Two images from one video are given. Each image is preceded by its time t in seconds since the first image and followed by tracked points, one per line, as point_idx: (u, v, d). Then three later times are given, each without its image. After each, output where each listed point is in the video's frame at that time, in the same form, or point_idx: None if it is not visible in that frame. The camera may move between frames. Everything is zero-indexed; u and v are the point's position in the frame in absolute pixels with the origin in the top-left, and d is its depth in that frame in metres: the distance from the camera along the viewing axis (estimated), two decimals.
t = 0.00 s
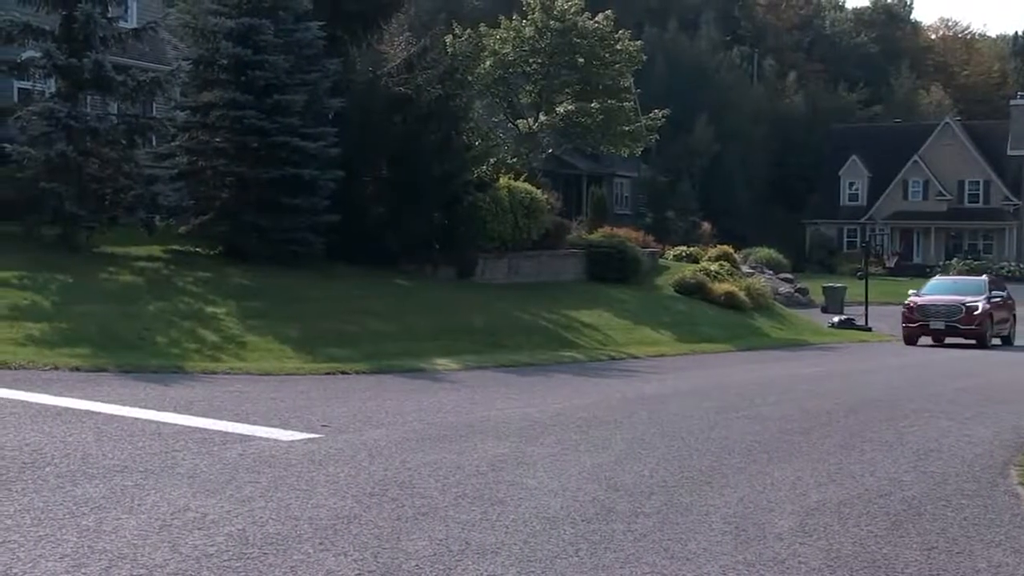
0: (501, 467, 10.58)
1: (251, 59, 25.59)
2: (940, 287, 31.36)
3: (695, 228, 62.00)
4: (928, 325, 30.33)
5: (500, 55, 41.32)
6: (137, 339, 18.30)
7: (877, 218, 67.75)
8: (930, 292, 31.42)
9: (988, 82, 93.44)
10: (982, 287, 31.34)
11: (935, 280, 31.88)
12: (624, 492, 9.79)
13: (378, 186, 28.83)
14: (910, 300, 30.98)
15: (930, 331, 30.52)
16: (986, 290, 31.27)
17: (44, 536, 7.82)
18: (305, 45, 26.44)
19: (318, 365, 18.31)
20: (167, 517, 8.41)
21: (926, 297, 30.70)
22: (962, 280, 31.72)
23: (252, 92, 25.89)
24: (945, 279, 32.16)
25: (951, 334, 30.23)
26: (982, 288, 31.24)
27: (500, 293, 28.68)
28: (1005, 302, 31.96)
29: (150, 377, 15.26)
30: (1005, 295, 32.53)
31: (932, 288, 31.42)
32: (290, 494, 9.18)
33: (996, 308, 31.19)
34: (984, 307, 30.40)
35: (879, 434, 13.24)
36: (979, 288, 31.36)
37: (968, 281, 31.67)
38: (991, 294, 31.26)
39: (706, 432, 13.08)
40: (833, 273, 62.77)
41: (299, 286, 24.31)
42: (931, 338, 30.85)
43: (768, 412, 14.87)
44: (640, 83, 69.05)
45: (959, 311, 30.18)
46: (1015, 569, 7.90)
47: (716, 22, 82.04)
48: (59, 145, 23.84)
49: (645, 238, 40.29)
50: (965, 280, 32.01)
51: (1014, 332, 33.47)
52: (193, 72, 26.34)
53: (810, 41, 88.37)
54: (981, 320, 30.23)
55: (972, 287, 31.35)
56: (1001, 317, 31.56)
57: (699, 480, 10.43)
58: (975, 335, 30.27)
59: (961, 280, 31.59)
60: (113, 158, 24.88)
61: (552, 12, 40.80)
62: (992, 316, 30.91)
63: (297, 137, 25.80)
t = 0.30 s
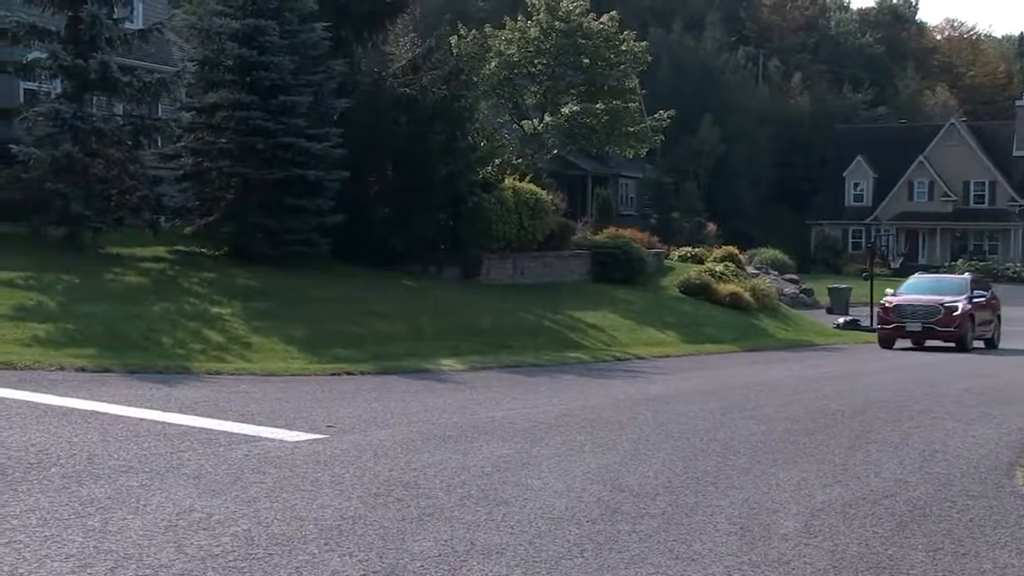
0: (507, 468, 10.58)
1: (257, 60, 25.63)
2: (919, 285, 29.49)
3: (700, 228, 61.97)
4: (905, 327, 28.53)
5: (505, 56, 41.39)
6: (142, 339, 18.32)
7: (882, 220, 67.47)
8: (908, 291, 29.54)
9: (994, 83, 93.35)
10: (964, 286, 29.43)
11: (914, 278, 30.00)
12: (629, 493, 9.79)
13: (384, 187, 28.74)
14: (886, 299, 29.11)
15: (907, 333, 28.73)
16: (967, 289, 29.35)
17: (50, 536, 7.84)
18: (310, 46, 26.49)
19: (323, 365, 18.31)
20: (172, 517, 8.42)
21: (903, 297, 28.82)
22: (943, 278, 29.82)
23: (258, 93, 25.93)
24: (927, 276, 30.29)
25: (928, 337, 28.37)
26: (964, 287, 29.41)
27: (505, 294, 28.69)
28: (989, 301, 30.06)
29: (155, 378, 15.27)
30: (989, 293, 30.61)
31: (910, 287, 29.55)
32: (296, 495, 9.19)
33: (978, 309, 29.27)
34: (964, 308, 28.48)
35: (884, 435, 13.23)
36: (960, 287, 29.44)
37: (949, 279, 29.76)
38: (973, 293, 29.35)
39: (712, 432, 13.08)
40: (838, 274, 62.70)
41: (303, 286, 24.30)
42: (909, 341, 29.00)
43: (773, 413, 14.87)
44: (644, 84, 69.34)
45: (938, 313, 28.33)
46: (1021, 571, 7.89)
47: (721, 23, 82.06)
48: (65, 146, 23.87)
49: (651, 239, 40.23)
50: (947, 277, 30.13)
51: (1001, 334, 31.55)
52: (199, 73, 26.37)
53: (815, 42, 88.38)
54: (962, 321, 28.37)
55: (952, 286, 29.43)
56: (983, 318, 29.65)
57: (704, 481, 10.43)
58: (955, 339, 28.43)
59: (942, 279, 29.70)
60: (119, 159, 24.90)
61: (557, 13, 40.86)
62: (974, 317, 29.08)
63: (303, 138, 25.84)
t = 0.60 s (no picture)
0: (511, 468, 10.59)
1: (261, 60, 25.65)
2: (890, 285, 27.51)
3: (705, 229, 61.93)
4: (871, 330, 26.55)
5: (510, 56, 41.46)
6: (147, 340, 18.33)
7: (887, 220, 67.91)
8: (878, 290, 27.54)
9: (999, 83, 93.28)
10: (939, 285, 27.40)
11: (886, 276, 28.02)
12: (634, 494, 9.79)
13: (388, 188, 28.75)
14: (853, 299, 27.12)
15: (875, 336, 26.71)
16: (941, 289, 27.32)
17: (55, 537, 7.85)
18: (314, 47, 26.49)
19: (328, 366, 18.31)
20: (177, 518, 8.43)
21: (872, 297, 26.80)
22: (916, 275, 27.80)
23: (262, 93, 25.96)
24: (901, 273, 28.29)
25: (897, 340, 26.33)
26: (938, 285, 27.36)
27: (509, 294, 28.74)
28: (966, 302, 28.00)
29: (161, 379, 15.27)
30: (968, 293, 28.52)
31: (881, 286, 27.58)
32: (300, 495, 9.20)
33: (953, 310, 27.19)
34: (936, 309, 26.45)
35: (890, 436, 13.22)
36: (933, 286, 27.41)
37: (922, 277, 27.75)
38: (947, 293, 27.29)
39: (715, 433, 13.07)
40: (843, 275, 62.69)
41: (307, 287, 24.31)
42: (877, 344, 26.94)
43: (778, 414, 14.85)
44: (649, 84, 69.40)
45: (907, 314, 26.29)
46: None
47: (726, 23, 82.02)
48: (70, 147, 23.90)
49: (655, 239, 40.16)
50: (922, 274, 28.10)
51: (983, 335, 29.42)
52: (204, 73, 26.39)
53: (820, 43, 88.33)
54: (934, 324, 26.32)
55: (925, 285, 27.42)
56: (959, 320, 27.57)
57: (709, 481, 10.42)
58: (927, 342, 26.39)
59: (915, 277, 27.71)
60: (124, 159, 24.91)
61: (561, 14, 40.91)
62: (948, 318, 27.05)
63: (307, 138, 25.86)
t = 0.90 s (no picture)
0: (520, 469, 10.60)
1: (270, 62, 25.70)
2: (856, 285, 25.46)
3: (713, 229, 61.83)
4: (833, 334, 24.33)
5: (518, 57, 41.45)
6: (157, 341, 18.35)
7: (896, 220, 67.72)
8: (844, 291, 25.42)
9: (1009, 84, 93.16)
10: (908, 286, 25.34)
11: (853, 275, 25.98)
12: (642, 495, 9.79)
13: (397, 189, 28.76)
14: (815, 301, 24.92)
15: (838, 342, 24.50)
16: (909, 289, 25.28)
17: (64, 537, 7.86)
18: (323, 48, 26.52)
19: (336, 366, 18.31)
20: (186, 518, 8.44)
21: (836, 299, 24.62)
22: (884, 275, 25.74)
23: (271, 94, 26.02)
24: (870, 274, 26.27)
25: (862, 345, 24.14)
26: (906, 286, 25.35)
27: (518, 294, 28.73)
28: (938, 302, 25.93)
29: (170, 379, 15.31)
30: (940, 294, 26.47)
31: (847, 287, 25.52)
32: (308, 496, 9.21)
33: (923, 311, 25.08)
34: (904, 310, 24.30)
35: (899, 437, 13.20)
36: (901, 287, 25.37)
37: (889, 277, 25.69)
38: (916, 293, 25.21)
39: (723, 434, 13.05)
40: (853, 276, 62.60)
41: (314, 288, 24.31)
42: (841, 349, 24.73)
43: (787, 414, 14.85)
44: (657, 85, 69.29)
45: (873, 316, 24.14)
46: None
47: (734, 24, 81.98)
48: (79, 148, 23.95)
49: (664, 239, 40.07)
50: (891, 274, 26.04)
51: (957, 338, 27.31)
52: (212, 75, 26.44)
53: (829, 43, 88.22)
54: (903, 326, 24.16)
55: (893, 286, 25.38)
56: (930, 321, 25.46)
57: (718, 482, 10.43)
58: (896, 346, 24.21)
59: (883, 276, 25.67)
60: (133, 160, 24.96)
61: (570, 14, 40.90)
62: (919, 320, 24.96)
63: (315, 139, 25.90)
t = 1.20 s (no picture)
0: (533, 471, 10.59)
1: (283, 63, 25.76)
2: (820, 285, 23.51)
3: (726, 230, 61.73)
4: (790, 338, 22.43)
5: (530, 58, 41.43)
6: (171, 342, 18.39)
7: (910, 220, 67.33)
8: (806, 292, 23.44)
9: None
10: (875, 285, 23.31)
11: (817, 273, 24.01)
12: (655, 496, 9.78)
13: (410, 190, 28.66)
14: (773, 301, 22.99)
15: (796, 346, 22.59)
16: (876, 288, 23.23)
17: (78, 537, 7.88)
18: (336, 49, 26.55)
19: (349, 368, 18.31)
20: (200, 518, 8.46)
21: (794, 299, 22.69)
22: (851, 274, 23.73)
23: (284, 96, 26.07)
24: (836, 271, 24.28)
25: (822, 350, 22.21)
26: (873, 284, 23.35)
27: (531, 295, 28.69)
28: (909, 302, 23.93)
29: (184, 380, 15.35)
30: (913, 294, 24.43)
31: (811, 287, 23.57)
32: (321, 496, 9.23)
33: (891, 313, 23.06)
34: (868, 311, 22.27)
35: (913, 439, 13.17)
36: (869, 286, 23.33)
37: (856, 275, 23.67)
38: (883, 293, 23.17)
39: (736, 436, 13.03)
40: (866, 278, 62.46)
41: (326, 289, 24.31)
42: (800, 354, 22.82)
43: (800, 416, 14.83)
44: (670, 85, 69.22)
45: (833, 319, 22.16)
46: None
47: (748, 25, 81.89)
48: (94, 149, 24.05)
49: (676, 241, 40.00)
50: (859, 271, 24.01)
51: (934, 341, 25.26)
52: (226, 76, 26.49)
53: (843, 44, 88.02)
54: (866, 329, 22.20)
55: (860, 285, 23.35)
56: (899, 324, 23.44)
57: (731, 484, 10.42)
58: (859, 351, 22.23)
59: (848, 274, 23.69)
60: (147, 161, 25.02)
61: (582, 15, 40.89)
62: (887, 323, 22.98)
63: (328, 140, 25.95)
